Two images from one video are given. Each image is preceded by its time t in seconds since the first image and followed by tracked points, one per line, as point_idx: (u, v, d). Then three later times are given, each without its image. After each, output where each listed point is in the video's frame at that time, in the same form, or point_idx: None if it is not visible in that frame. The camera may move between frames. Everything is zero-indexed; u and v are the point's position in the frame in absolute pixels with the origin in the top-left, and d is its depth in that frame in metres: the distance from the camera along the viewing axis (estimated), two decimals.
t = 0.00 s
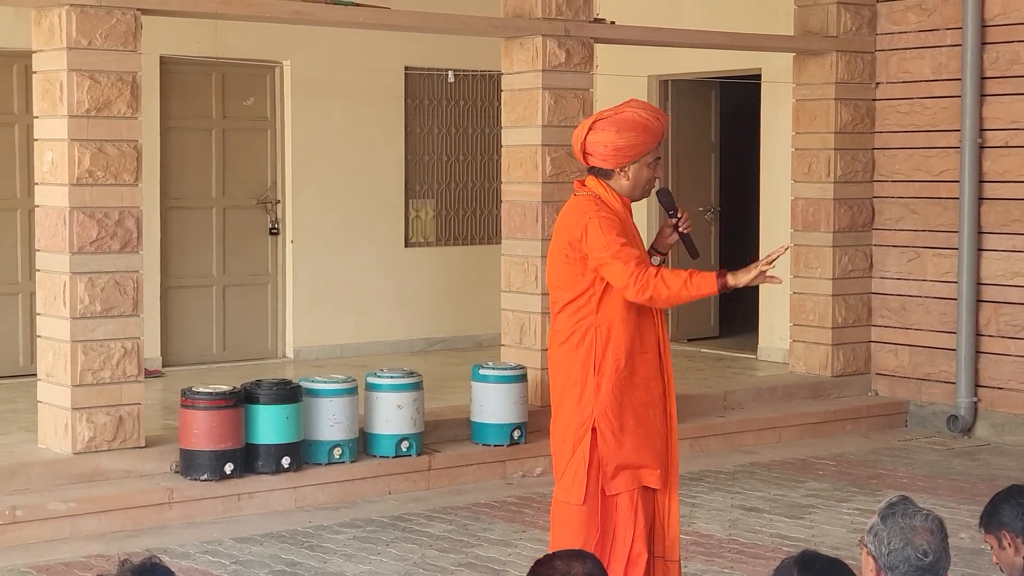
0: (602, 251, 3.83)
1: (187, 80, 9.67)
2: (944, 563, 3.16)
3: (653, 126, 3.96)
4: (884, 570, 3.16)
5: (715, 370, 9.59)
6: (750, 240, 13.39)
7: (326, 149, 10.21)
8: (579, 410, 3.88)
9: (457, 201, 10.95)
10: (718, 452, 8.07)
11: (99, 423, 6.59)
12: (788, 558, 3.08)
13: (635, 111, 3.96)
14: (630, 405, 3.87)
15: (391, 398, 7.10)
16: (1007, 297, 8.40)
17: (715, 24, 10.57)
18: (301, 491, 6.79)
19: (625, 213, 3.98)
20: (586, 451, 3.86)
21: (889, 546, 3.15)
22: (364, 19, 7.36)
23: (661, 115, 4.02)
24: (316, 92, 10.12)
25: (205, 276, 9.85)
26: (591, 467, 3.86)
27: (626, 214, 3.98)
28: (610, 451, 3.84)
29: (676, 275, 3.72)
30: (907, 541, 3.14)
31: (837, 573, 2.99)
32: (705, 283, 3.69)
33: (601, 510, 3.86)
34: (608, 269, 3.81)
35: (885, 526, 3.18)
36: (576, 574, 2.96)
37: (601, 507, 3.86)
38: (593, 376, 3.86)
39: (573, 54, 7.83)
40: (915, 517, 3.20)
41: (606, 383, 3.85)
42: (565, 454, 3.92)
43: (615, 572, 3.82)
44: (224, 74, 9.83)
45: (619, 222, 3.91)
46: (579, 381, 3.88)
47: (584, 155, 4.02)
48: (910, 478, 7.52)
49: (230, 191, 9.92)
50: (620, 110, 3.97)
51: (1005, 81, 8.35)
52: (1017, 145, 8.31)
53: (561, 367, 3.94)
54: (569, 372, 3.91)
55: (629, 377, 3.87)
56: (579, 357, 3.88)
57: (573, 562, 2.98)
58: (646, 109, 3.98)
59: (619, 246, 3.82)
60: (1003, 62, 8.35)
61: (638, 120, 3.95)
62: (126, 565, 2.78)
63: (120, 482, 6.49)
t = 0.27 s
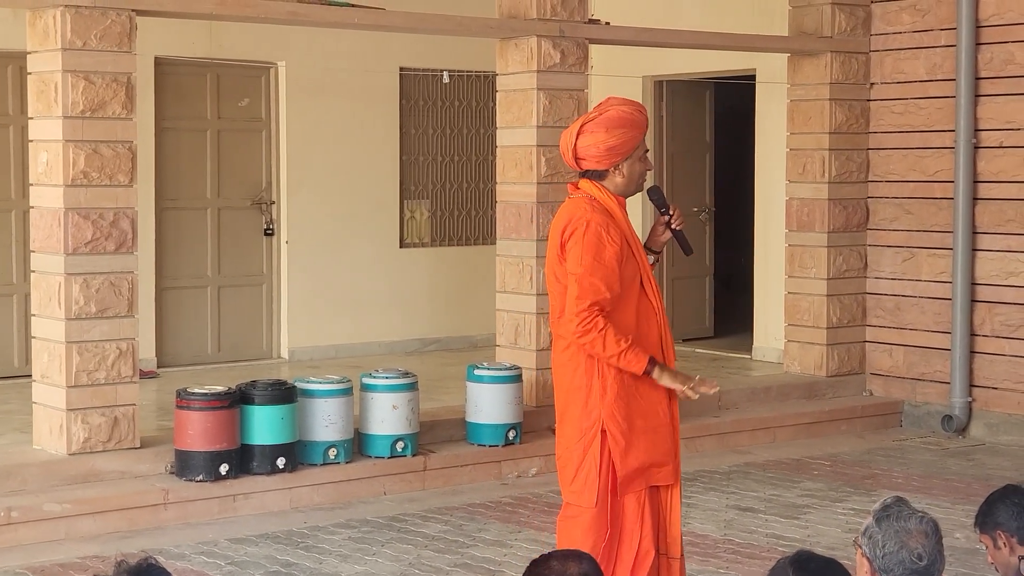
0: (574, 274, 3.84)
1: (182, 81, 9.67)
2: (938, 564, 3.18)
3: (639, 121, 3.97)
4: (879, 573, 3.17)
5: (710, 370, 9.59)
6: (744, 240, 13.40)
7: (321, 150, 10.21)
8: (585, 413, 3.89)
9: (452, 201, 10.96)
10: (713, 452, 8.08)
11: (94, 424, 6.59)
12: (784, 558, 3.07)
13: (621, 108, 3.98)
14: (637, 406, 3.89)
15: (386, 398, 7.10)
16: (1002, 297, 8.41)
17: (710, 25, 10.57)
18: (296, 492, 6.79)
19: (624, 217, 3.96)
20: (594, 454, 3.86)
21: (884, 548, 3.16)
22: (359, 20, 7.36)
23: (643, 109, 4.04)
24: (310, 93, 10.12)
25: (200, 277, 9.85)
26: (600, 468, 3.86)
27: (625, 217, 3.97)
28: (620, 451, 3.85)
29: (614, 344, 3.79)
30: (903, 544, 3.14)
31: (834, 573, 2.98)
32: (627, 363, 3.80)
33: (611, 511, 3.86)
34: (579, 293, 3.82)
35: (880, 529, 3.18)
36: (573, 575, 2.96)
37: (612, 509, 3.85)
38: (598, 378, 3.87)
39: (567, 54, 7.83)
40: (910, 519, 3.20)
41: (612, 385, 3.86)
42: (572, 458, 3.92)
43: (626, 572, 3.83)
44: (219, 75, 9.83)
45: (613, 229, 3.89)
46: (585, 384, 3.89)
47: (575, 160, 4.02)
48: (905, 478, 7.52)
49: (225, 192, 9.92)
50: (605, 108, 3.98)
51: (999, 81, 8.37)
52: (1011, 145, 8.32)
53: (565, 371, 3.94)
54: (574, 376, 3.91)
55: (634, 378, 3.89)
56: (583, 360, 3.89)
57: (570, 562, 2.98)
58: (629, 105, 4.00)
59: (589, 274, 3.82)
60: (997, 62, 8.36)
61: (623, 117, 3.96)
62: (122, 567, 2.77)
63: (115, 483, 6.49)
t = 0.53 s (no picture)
0: (565, 277, 3.84)
1: (178, 82, 9.68)
2: (933, 566, 3.19)
3: (635, 121, 3.99)
4: None
5: (705, 370, 9.60)
6: (740, 240, 13.41)
7: (316, 150, 10.22)
8: (579, 413, 3.89)
9: (447, 202, 10.97)
10: (708, 452, 8.09)
11: (90, 425, 6.59)
12: (780, 558, 3.08)
13: (617, 109, 3.98)
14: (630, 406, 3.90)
15: (382, 399, 7.10)
16: (996, 298, 8.42)
17: (705, 25, 10.58)
18: (291, 492, 6.80)
19: (619, 218, 3.96)
20: (588, 454, 3.86)
21: (878, 551, 3.17)
22: (353, 20, 7.37)
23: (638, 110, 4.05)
24: (306, 93, 10.13)
25: (196, 278, 9.85)
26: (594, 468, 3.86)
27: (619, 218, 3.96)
28: (613, 451, 3.85)
29: (594, 356, 3.79)
30: (897, 547, 3.15)
31: (828, 573, 3.00)
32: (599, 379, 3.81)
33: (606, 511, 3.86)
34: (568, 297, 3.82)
35: (874, 532, 3.19)
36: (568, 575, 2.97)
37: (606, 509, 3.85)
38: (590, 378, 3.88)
39: (562, 55, 7.84)
40: (904, 522, 3.20)
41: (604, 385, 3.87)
42: (567, 458, 3.92)
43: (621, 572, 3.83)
44: (215, 75, 9.83)
45: (606, 230, 3.88)
46: (577, 385, 3.89)
47: (571, 160, 4.02)
48: (900, 479, 7.53)
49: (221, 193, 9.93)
50: (601, 109, 3.98)
51: (993, 82, 8.38)
52: (1005, 146, 8.33)
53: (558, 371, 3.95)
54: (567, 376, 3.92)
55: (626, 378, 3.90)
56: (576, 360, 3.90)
57: (563, 563, 2.99)
58: (624, 105, 4.00)
59: (578, 278, 3.81)
60: (992, 63, 8.38)
61: (620, 117, 3.97)
62: (119, 567, 2.78)
63: (111, 484, 6.49)
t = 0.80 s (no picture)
0: (564, 279, 3.84)
1: (175, 85, 9.68)
2: (926, 568, 3.20)
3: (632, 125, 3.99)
4: None
5: (701, 374, 9.60)
6: (736, 244, 13.41)
7: (313, 153, 10.22)
8: (574, 416, 3.90)
9: (444, 205, 10.97)
10: (704, 455, 8.09)
11: (86, 427, 6.59)
12: (775, 561, 3.09)
13: (615, 113, 3.98)
14: (625, 408, 3.91)
15: (378, 401, 7.10)
16: (992, 301, 8.43)
17: (701, 29, 10.59)
18: (287, 495, 6.79)
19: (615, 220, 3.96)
20: (584, 457, 3.87)
21: (872, 552, 3.17)
22: (350, 23, 7.38)
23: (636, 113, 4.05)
24: (303, 96, 10.14)
25: (192, 281, 9.85)
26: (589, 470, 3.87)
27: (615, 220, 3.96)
28: (609, 453, 3.85)
29: (604, 354, 3.80)
30: (891, 548, 3.16)
31: None
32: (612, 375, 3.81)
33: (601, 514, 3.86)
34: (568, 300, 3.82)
35: (868, 533, 3.20)
36: None
37: (601, 512, 3.86)
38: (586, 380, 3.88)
39: (559, 58, 7.85)
40: (898, 522, 3.21)
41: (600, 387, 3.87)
42: (562, 461, 3.92)
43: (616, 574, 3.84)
44: (211, 78, 9.84)
45: (602, 232, 3.89)
46: (573, 388, 3.89)
47: (568, 162, 4.02)
48: (896, 482, 7.54)
49: (218, 196, 9.93)
50: (599, 113, 3.97)
51: (989, 86, 8.40)
52: (1002, 150, 8.34)
53: (554, 374, 3.95)
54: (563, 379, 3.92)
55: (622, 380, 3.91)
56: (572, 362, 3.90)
57: (560, 565, 2.99)
58: (621, 109, 4.01)
59: (578, 281, 3.82)
60: (988, 67, 8.40)
61: (617, 120, 3.97)
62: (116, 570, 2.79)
63: (107, 486, 6.49)
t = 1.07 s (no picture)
0: (562, 280, 3.84)
1: (171, 85, 9.68)
2: (922, 568, 3.20)
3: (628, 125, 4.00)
4: None
5: (697, 375, 9.60)
6: (732, 244, 13.42)
7: (309, 153, 10.22)
8: (572, 417, 3.90)
9: (440, 206, 10.97)
10: (700, 457, 8.09)
11: (82, 428, 6.59)
12: (771, 564, 3.09)
13: (611, 114, 3.98)
14: (622, 410, 3.91)
15: (374, 403, 7.10)
16: (988, 303, 8.44)
17: (698, 29, 10.59)
18: (283, 496, 6.79)
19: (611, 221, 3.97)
20: (580, 458, 3.87)
21: (868, 553, 3.17)
22: (347, 24, 7.38)
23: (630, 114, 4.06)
24: (299, 96, 10.14)
25: (188, 281, 9.85)
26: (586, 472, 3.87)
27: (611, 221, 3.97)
28: (606, 455, 3.86)
29: (605, 354, 3.80)
30: (886, 547, 3.17)
31: None
32: (614, 373, 3.81)
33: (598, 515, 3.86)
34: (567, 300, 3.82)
35: (863, 534, 3.20)
36: None
37: (599, 513, 3.85)
38: (584, 381, 3.88)
39: (555, 59, 7.85)
40: (892, 524, 3.23)
41: (597, 389, 3.87)
42: (558, 463, 3.92)
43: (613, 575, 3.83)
44: (208, 78, 9.83)
45: (599, 233, 3.89)
46: (570, 389, 3.89)
47: (564, 162, 4.02)
48: (892, 483, 7.54)
49: (214, 196, 9.93)
50: (595, 113, 3.98)
51: (985, 88, 8.40)
52: (998, 152, 8.35)
53: (550, 376, 3.95)
54: (559, 380, 3.92)
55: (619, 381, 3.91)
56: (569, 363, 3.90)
57: (556, 568, 2.99)
58: (616, 109, 4.02)
59: (577, 281, 3.82)
60: (984, 69, 8.40)
61: (613, 120, 3.98)
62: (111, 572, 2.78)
63: (103, 487, 6.49)
